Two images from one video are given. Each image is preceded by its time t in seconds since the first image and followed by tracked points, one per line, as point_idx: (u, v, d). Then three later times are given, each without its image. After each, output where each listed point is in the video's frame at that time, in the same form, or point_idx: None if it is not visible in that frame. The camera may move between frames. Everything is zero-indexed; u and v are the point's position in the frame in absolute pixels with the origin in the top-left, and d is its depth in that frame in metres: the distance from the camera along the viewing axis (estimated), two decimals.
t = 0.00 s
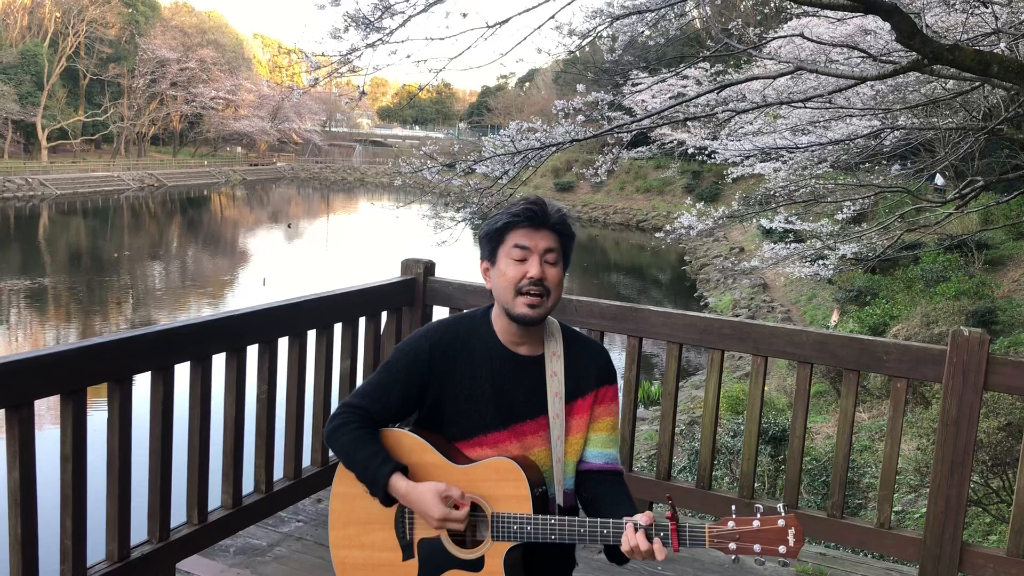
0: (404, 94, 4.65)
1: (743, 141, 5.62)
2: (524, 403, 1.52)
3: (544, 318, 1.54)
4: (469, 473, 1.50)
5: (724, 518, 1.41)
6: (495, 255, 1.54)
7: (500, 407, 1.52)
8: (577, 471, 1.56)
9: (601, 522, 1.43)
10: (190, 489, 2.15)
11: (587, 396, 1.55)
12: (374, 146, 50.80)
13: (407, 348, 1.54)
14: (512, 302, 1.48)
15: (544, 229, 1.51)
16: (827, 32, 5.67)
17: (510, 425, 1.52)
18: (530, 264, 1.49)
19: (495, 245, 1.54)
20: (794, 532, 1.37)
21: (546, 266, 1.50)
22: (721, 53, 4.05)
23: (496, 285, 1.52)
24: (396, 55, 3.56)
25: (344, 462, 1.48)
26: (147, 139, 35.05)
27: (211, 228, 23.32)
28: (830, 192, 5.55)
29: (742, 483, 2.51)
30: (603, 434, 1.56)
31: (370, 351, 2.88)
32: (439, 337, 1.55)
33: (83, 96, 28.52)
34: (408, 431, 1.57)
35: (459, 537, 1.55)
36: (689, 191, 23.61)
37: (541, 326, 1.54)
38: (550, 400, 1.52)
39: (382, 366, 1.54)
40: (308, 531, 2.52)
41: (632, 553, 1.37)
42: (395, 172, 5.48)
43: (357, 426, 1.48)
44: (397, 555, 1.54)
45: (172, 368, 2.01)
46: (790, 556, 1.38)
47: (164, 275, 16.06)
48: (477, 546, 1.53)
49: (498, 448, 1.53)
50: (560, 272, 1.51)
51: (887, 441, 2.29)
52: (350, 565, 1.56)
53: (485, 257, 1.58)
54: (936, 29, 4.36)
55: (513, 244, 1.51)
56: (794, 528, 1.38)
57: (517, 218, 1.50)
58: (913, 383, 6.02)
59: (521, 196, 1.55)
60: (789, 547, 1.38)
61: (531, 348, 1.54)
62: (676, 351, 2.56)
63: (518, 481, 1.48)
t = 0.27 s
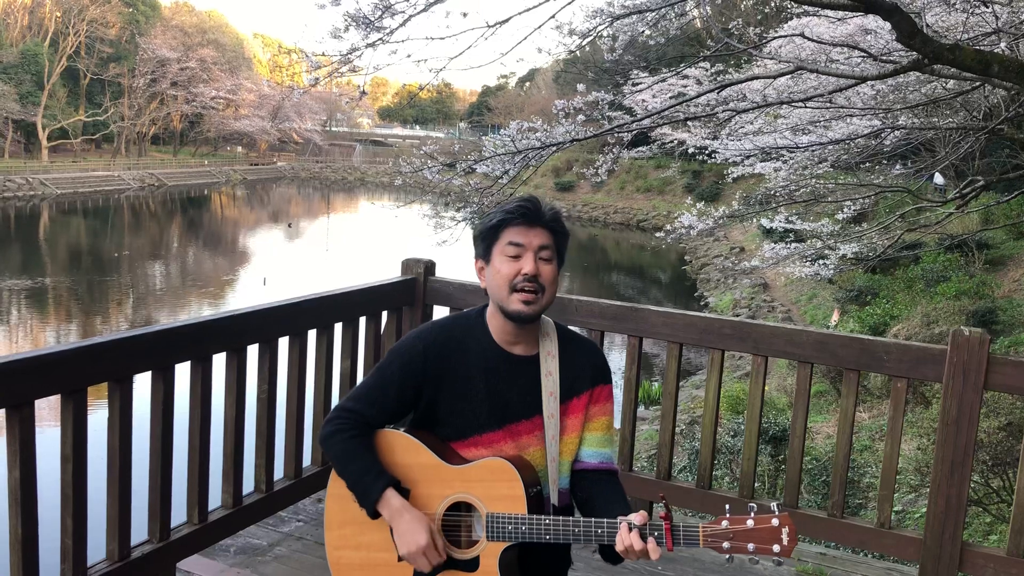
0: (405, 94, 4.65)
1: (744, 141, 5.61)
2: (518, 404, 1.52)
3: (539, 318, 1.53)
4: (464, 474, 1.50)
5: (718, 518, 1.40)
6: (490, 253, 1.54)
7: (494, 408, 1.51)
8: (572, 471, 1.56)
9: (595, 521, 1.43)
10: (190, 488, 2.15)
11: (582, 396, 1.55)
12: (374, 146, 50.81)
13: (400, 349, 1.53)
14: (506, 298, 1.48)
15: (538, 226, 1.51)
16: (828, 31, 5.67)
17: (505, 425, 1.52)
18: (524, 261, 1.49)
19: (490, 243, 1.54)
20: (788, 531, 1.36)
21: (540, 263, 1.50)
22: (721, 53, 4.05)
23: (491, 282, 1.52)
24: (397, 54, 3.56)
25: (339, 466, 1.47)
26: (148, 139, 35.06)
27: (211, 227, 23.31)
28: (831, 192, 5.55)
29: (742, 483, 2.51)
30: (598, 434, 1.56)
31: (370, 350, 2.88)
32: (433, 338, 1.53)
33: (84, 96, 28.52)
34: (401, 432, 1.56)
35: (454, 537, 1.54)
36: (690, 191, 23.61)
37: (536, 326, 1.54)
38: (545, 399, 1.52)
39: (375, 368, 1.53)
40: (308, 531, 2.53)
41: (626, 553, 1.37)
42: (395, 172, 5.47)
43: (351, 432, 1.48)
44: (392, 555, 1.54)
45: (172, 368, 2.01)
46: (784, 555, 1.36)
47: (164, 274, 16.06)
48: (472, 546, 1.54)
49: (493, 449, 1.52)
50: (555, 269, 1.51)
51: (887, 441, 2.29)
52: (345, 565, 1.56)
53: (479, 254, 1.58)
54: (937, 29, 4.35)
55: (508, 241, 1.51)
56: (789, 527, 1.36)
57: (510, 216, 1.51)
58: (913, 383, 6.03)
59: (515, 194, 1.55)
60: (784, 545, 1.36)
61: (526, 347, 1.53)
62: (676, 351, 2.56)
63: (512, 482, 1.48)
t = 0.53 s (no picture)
0: (405, 95, 4.65)
1: (744, 142, 5.62)
2: (511, 403, 1.51)
3: (531, 318, 1.53)
4: (454, 474, 1.49)
5: (709, 520, 1.39)
6: (480, 253, 1.54)
7: (488, 408, 1.51)
8: (566, 471, 1.56)
9: (586, 523, 1.42)
10: (190, 489, 2.15)
11: (575, 397, 1.54)
12: (375, 146, 50.85)
13: (394, 350, 1.53)
14: (496, 299, 1.48)
15: (526, 227, 1.51)
16: (828, 32, 5.67)
17: (498, 426, 1.51)
18: (513, 261, 1.48)
19: (480, 242, 1.54)
20: (779, 535, 1.35)
21: (530, 263, 1.49)
22: (721, 54, 4.05)
23: (481, 282, 1.52)
24: (397, 55, 3.56)
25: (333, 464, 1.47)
26: (148, 139, 35.07)
27: (211, 228, 23.32)
28: (831, 193, 5.55)
29: (742, 484, 2.51)
30: (592, 435, 1.56)
31: (370, 351, 2.88)
32: (426, 338, 1.54)
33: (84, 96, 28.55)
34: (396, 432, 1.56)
35: (448, 537, 1.54)
36: (690, 192, 23.63)
37: (529, 325, 1.53)
38: (538, 400, 1.51)
39: (369, 369, 1.53)
40: (308, 531, 2.53)
41: (617, 555, 1.36)
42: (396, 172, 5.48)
43: (345, 430, 1.48)
44: (385, 554, 1.54)
45: (172, 368, 2.01)
46: (775, 558, 1.35)
47: (164, 275, 16.07)
48: (466, 546, 1.53)
49: (486, 449, 1.52)
50: (545, 269, 1.51)
51: (887, 442, 2.29)
52: (338, 563, 1.57)
53: (471, 255, 1.58)
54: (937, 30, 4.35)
55: (496, 241, 1.51)
56: (780, 531, 1.36)
57: (500, 217, 1.50)
58: (913, 384, 6.03)
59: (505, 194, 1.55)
60: (775, 548, 1.35)
61: (519, 348, 1.53)
62: (676, 352, 2.56)
63: (505, 482, 1.47)
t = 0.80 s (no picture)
0: (405, 94, 4.65)
1: (744, 142, 5.61)
2: (504, 403, 1.51)
3: (523, 317, 1.53)
4: (449, 474, 1.50)
5: (701, 518, 1.39)
6: (471, 253, 1.54)
7: (480, 408, 1.51)
8: (560, 471, 1.55)
9: (578, 523, 1.42)
10: (190, 488, 2.15)
11: (568, 396, 1.54)
12: (375, 146, 50.82)
13: (386, 349, 1.53)
14: (484, 298, 1.48)
15: (516, 227, 1.50)
16: (828, 32, 5.67)
17: (491, 425, 1.51)
18: (500, 262, 1.49)
19: (471, 242, 1.54)
20: (771, 532, 1.35)
21: (518, 264, 1.49)
22: (722, 54, 4.05)
23: (471, 281, 1.52)
24: (397, 55, 3.57)
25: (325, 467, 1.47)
26: (148, 138, 35.07)
27: (211, 227, 23.32)
28: (831, 193, 5.55)
29: (741, 485, 2.51)
30: (586, 434, 1.55)
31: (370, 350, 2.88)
32: (419, 338, 1.54)
33: (84, 95, 28.55)
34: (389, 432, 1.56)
35: (442, 537, 1.54)
36: (690, 192, 23.63)
37: (521, 325, 1.53)
38: (531, 400, 1.51)
39: (362, 369, 1.53)
40: (308, 531, 2.53)
41: (608, 554, 1.35)
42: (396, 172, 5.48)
43: (339, 432, 1.47)
44: (378, 555, 1.54)
45: (172, 368, 2.01)
46: (767, 558, 1.35)
47: (164, 274, 16.07)
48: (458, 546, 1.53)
49: (480, 448, 1.52)
50: (535, 270, 1.50)
51: (888, 443, 2.29)
52: (331, 563, 1.56)
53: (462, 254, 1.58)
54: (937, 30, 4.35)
55: (486, 241, 1.50)
56: (772, 529, 1.35)
57: (489, 217, 1.50)
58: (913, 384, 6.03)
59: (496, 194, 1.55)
60: (766, 547, 1.35)
61: (511, 348, 1.53)
62: (677, 352, 2.56)
63: (498, 482, 1.48)
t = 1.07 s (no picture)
0: (406, 95, 4.65)
1: (745, 143, 5.61)
2: (496, 405, 1.52)
3: (517, 318, 1.54)
4: (444, 476, 1.50)
5: (697, 516, 1.39)
6: (467, 253, 1.53)
7: (474, 409, 1.51)
8: (553, 472, 1.55)
9: (574, 521, 1.42)
10: (190, 489, 2.15)
11: (561, 397, 1.54)
12: (375, 146, 50.83)
13: (378, 352, 1.52)
14: (480, 299, 1.48)
15: (514, 229, 1.50)
16: (829, 33, 5.67)
17: (483, 426, 1.51)
18: (499, 263, 1.49)
19: (468, 242, 1.54)
20: (769, 528, 1.35)
21: (515, 265, 1.49)
22: (722, 55, 4.05)
23: (468, 282, 1.52)
24: (397, 55, 3.57)
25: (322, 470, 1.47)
26: (149, 139, 35.07)
27: (212, 228, 23.32)
28: (831, 193, 5.55)
29: (741, 485, 2.51)
30: (577, 435, 1.54)
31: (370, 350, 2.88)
32: (411, 340, 1.53)
33: (85, 96, 28.56)
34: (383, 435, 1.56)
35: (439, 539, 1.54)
36: (690, 192, 23.63)
37: (515, 326, 1.54)
38: (524, 400, 1.51)
39: (354, 372, 1.53)
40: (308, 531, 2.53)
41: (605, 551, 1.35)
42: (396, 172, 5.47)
43: (336, 433, 1.47)
44: (376, 559, 1.54)
45: (172, 368, 2.01)
46: (764, 553, 1.36)
47: (164, 275, 16.07)
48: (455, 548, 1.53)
49: (473, 449, 1.52)
50: (531, 271, 1.51)
51: (888, 443, 2.29)
52: (329, 568, 1.56)
53: (458, 254, 1.57)
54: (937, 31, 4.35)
55: (483, 242, 1.50)
56: (769, 525, 1.36)
57: (487, 218, 1.50)
58: (913, 385, 6.03)
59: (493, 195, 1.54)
60: (764, 543, 1.36)
61: (504, 348, 1.53)
62: (677, 352, 2.56)
63: (494, 482, 1.48)
